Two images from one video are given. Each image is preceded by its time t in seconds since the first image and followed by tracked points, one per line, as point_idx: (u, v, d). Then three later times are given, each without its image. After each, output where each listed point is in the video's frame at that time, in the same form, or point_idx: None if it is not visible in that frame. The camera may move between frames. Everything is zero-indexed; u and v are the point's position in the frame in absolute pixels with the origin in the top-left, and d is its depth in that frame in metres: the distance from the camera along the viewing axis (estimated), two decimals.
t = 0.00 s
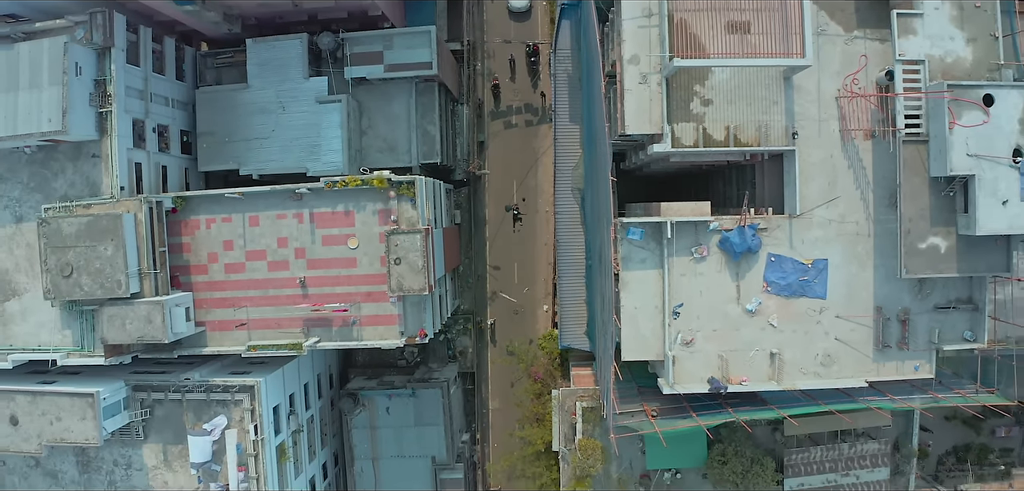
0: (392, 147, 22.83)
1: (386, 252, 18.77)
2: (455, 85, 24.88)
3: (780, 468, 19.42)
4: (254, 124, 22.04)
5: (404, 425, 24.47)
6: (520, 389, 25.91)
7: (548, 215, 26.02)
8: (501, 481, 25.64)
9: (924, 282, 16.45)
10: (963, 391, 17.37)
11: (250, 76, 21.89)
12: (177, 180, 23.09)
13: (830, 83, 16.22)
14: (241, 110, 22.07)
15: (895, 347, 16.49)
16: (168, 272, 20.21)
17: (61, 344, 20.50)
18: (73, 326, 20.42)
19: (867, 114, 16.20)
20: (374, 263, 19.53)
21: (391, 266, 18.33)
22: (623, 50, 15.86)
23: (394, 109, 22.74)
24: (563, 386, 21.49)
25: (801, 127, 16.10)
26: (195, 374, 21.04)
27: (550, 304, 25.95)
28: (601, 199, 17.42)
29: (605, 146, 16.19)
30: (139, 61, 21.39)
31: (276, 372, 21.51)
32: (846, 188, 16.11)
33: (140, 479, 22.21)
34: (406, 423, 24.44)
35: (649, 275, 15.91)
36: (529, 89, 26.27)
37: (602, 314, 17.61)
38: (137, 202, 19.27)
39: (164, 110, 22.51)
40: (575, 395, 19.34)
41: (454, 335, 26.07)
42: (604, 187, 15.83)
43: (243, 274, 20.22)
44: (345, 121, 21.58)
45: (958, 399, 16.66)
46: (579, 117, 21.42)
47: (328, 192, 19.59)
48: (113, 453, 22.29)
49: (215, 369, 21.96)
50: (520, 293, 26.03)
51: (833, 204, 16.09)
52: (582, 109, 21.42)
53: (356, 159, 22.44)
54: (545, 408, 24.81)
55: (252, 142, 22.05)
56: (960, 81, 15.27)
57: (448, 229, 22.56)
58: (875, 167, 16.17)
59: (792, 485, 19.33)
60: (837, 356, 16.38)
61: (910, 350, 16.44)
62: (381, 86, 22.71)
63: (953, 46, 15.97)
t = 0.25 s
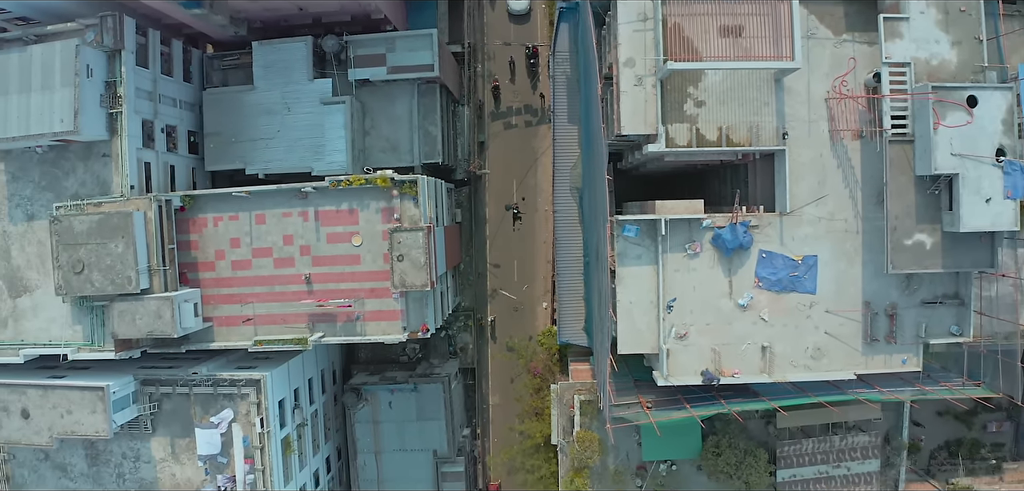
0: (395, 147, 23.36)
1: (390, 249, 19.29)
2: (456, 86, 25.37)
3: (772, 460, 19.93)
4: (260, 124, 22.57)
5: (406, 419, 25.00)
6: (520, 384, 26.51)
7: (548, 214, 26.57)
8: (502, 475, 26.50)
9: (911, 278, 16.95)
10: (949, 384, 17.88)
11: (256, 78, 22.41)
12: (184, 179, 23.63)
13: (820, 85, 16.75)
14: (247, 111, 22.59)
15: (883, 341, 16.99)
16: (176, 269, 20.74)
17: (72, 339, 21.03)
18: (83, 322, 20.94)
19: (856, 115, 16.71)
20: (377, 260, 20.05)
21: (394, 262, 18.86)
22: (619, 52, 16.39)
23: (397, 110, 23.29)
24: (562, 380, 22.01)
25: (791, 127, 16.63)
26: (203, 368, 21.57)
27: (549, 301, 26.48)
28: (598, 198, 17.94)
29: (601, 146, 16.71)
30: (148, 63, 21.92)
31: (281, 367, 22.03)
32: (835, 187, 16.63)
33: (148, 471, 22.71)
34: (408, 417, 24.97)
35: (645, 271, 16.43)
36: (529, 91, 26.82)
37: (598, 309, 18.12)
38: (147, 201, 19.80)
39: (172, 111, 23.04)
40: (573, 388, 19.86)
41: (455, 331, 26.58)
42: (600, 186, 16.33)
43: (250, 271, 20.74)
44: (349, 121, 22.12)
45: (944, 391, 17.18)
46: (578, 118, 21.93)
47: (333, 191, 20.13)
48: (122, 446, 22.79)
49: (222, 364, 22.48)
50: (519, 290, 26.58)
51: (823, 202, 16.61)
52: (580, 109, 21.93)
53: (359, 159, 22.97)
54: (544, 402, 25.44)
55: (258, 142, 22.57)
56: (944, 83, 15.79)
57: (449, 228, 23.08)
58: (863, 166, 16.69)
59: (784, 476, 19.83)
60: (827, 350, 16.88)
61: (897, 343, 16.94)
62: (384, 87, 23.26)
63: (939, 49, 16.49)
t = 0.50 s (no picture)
0: (397, 147, 23.80)
1: (392, 247, 19.72)
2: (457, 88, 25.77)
3: (767, 454, 20.38)
4: (264, 125, 22.99)
5: (407, 415, 25.40)
6: (520, 381, 26.93)
7: (547, 213, 27.00)
8: (502, 470, 26.82)
9: (901, 275, 17.35)
10: (939, 379, 18.28)
11: (260, 79, 22.83)
12: (190, 178, 24.07)
13: (812, 87, 17.17)
14: (251, 112, 23.02)
15: (874, 337, 17.38)
16: (182, 267, 21.16)
17: (80, 335, 21.44)
18: (91, 318, 21.35)
19: (847, 116, 17.13)
20: (379, 258, 20.47)
21: (396, 260, 19.28)
22: (615, 55, 16.81)
23: (399, 111, 23.73)
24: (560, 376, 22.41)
25: (784, 128, 17.05)
26: (208, 364, 21.98)
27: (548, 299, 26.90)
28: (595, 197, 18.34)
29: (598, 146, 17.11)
30: (155, 64, 22.35)
31: (285, 363, 22.46)
32: (827, 186, 17.05)
33: (154, 466, 23.09)
34: (410, 413, 25.38)
35: (641, 268, 16.84)
36: (528, 92, 27.23)
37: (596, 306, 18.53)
38: (154, 200, 20.23)
39: (178, 112, 23.48)
40: (571, 384, 20.31)
41: (455, 329, 26.97)
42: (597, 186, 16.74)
43: (255, 268, 21.17)
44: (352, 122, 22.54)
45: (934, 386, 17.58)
46: (576, 119, 22.34)
47: (336, 190, 20.56)
48: (128, 441, 23.17)
49: (226, 360, 22.89)
50: (519, 288, 27.00)
51: (815, 201, 17.02)
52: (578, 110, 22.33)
53: (362, 159, 23.40)
54: (542, 398, 25.89)
55: (262, 142, 22.99)
56: (933, 84, 16.21)
57: (449, 227, 23.48)
58: (854, 166, 17.10)
59: (778, 470, 20.26)
60: (819, 345, 17.28)
61: (888, 339, 17.34)
62: (386, 89, 23.72)
63: (928, 52, 16.91)
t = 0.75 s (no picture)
0: (398, 147, 24.23)
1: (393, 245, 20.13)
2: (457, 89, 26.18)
3: (761, 449, 20.77)
4: (268, 126, 23.40)
5: (408, 411, 25.80)
6: (519, 378, 27.30)
7: (546, 213, 27.44)
8: (502, 466, 27.18)
9: (892, 272, 17.75)
10: (929, 374, 18.67)
11: (264, 81, 23.24)
12: (195, 178, 24.50)
13: (803, 88, 17.58)
14: (255, 113, 23.43)
15: (864, 332, 17.78)
16: (188, 265, 21.58)
17: (87, 331, 21.86)
18: (98, 315, 21.77)
19: (838, 117, 17.55)
20: (381, 256, 20.89)
21: (398, 258, 19.69)
22: (612, 58, 17.23)
23: (400, 112, 24.18)
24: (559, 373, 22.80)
25: (776, 129, 17.46)
26: (213, 360, 22.38)
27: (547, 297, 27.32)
28: (592, 196, 18.74)
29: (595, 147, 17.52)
30: (160, 66, 22.77)
31: (288, 359, 22.88)
32: (818, 186, 17.46)
33: (159, 461, 23.49)
34: (411, 409, 25.79)
35: (637, 266, 17.26)
36: (527, 93, 27.64)
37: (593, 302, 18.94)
38: (161, 199, 20.66)
39: (183, 113, 23.91)
40: (569, 379, 20.72)
41: (455, 326, 27.37)
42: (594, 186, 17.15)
43: (259, 267, 21.58)
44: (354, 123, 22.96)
45: (923, 381, 17.97)
46: (574, 120, 22.76)
47: (338, 190, 20.97)
48: (134, 436, 23.57)
49: (231, 357, 23.29)
50: (519, 287, 27.43)
51: (807, 200, 17.43)
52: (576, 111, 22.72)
53: (364, 159, 23.81)
54: (541, 394, 26.36)
55: (266, 142, 23.41)
56: (921, 86, 16.58)
57: (450, 225, 23.88)
58: (845, 165, 17.52)
59: (771, 464, 20.62)
60: (811, 341, 17.67)
61: (879, 335, 17.72)
62: (387, 90, 24.16)
63: (916, 54, 17.30)
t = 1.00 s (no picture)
0: (399, 148, 24.67)
1: (395, 244, 20.56)
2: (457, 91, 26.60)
3: (755, 443, 21.21)
4: (271, 127, 23.81)
5: (409, 408, 26.19)
6: (518, 375, 27.66)
7: (545, 213, 27.86)
8: (502, 463, 27.76)
9: (882, 270, 18.15)
10: (919, 370, 19.06)
11: (267, 83, 23.64)
12: (199, 178, 24.94)
13: (796, 90, 17.99)
14: (259, 114, 23.84)
15: (855, 329, 18.17)
16: (193, 263, 22.00)
17: (94, 328, 22.29)
18: (105, 312, 22.17)
19: (829, 119, 17.96)
20: (382, 255, 21.31)
21: (399, 256, 20.11)
22: (608, 61, 17.67)
23: (401, 113, 24.61)
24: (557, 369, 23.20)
25: (769, 130, 17.88)
26: (217, 357, 22.79)
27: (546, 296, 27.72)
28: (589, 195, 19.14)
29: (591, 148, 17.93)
30: (166, 68, 23.21)
31: (291, 356, 23.30)
32: (810, 186, 17.87)
33: (164, 456, 23.90)
34: (411, 406, 26.18)
35: (632, 264, 17.67)
36: (526, 94, 28.05)
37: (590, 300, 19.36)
38: (167, 199, 21.09)
39: (188, 114, 24.33)
40: (567, 376, 21.08)
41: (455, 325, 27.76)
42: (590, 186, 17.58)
43: (262, 265, 21.99)
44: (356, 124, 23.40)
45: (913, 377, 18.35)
46: (572, 120, 23.17)
47: (340, 189, 21.38)
48: (139, 432, 23.98)
49: (234, 354, 23.70)
50: (518, 285, 27.82)
51: (799, 199, 17.83)
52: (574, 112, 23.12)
53: (365, 159, 24.23)
54: (540, 391, 26.85)
55: (269, 143, 23.83)
56: (910, 88, 16.93)
57: (450, 224, 24.29)
58: (836, 166, 17.93)
59: (765, 459, 21.07)
60: (803, 338, 18.07)
61: (869, 332, 18.11)
62: (389, 92, 24.58)
63: (906, 57, 17.72)
